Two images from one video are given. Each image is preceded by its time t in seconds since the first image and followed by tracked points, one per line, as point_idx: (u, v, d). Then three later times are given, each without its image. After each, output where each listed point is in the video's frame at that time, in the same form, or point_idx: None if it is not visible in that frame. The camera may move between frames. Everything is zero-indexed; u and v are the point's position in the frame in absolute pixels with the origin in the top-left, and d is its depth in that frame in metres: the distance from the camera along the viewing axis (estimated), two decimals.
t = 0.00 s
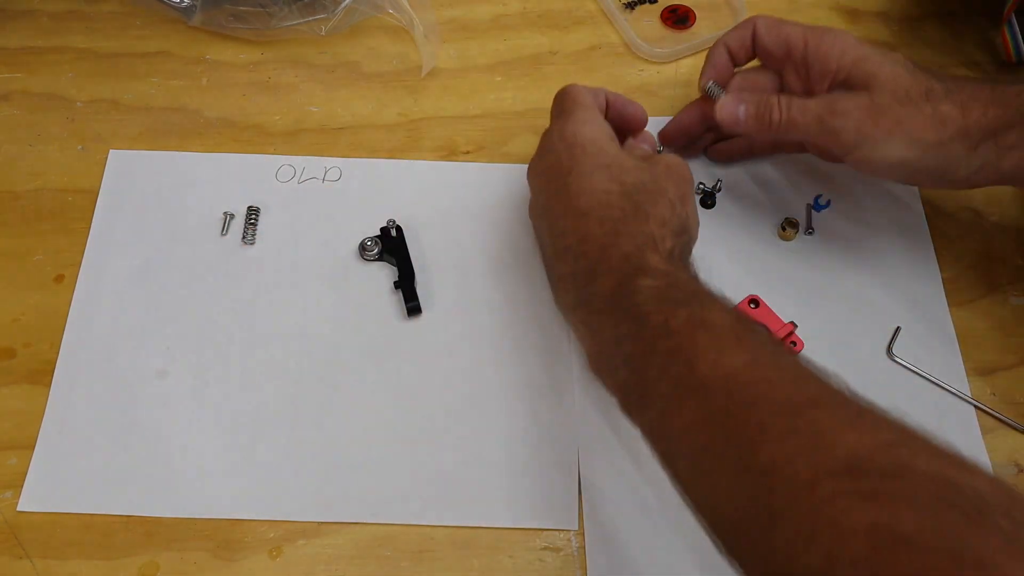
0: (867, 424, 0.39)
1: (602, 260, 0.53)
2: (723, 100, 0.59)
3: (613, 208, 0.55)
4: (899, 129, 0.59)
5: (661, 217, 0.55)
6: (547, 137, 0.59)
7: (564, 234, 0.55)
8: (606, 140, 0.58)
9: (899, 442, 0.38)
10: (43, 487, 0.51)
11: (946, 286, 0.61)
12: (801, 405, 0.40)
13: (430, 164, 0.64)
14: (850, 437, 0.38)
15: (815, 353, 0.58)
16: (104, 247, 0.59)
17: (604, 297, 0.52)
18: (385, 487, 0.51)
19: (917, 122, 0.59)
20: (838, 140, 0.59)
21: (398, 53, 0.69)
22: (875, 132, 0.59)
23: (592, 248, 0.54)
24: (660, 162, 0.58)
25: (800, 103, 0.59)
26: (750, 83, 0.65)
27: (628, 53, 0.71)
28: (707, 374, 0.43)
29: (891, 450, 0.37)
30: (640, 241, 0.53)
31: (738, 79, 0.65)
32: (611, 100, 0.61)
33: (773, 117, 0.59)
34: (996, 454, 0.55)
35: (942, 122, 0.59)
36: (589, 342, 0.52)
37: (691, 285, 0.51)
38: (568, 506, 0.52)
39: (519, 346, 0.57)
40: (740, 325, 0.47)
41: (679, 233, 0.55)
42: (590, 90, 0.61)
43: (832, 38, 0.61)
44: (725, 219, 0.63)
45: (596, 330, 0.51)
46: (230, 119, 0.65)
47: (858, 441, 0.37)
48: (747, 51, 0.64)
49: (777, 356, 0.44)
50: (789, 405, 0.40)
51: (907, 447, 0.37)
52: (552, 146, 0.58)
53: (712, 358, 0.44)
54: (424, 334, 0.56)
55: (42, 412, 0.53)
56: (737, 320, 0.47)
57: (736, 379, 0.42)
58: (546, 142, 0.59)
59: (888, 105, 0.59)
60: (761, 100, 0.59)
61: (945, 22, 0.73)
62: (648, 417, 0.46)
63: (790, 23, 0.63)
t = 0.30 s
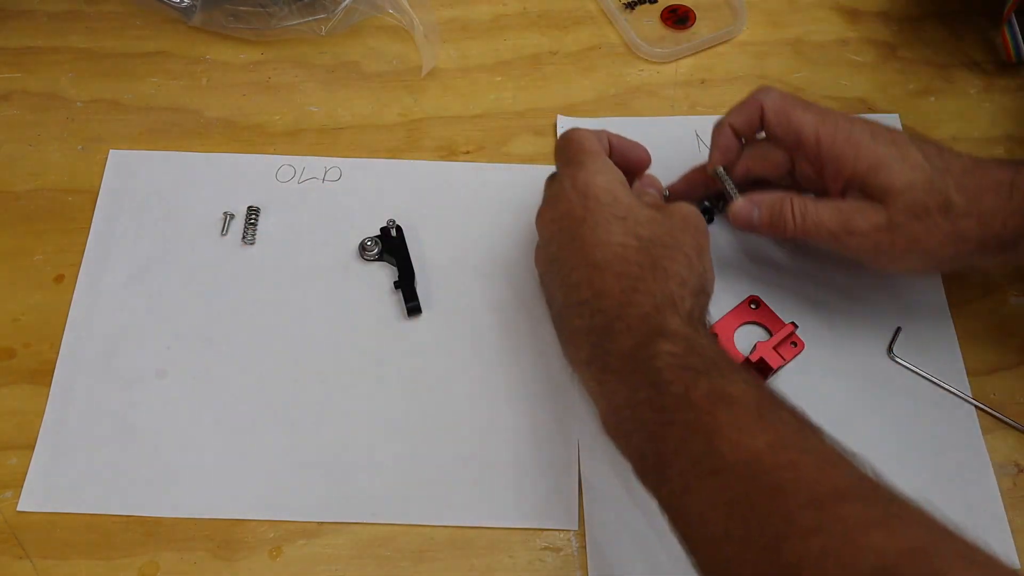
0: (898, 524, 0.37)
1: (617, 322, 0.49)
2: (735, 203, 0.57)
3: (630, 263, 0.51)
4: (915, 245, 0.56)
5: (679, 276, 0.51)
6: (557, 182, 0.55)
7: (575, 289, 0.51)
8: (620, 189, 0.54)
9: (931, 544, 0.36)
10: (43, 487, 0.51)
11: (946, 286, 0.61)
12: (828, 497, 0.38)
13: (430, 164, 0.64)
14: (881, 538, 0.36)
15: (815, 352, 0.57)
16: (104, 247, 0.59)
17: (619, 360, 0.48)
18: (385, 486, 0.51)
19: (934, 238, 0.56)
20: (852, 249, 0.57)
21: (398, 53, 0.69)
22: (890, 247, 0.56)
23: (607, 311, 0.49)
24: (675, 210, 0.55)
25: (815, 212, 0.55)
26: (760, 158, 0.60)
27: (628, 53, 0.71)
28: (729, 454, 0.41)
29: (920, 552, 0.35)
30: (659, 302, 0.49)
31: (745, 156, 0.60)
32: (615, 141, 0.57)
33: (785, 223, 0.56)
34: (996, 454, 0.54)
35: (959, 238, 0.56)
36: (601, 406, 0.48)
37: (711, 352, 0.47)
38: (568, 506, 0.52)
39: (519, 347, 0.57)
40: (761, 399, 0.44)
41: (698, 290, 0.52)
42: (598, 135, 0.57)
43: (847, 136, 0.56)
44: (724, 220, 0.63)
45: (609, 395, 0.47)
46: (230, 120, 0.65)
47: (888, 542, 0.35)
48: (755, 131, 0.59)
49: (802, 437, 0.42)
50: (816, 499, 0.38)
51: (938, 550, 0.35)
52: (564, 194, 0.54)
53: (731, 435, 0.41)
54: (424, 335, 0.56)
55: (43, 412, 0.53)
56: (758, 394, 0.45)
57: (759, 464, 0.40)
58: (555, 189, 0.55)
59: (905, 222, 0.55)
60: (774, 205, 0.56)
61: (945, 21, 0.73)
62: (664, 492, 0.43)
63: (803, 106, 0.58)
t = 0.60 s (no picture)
0: None
1: (632, 380, 0.46)
2: (757, 256, 0.54)
3: (646, 316, 0.47)
4: (941, 308, 0.53)
5: (697, 326, 0.48)
6: (568, 227, 0.52)
7: (586, 340, 0.48)
8: (634, 233, 0.51)
9: None
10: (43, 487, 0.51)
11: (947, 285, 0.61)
12: None
13: (430, 164, 0.64)
14: None
15: (816, 352, 0.57)
16: (104, 247, 0.59)
17: (632, 419, 0.45)
18: (385, 486, 0.51)
19: (962, 301, 0.53)
20: (874, 309, 0.55)
21: (398, 53, 0.69)
22: (913, 309, 0.54)
23: (621, 368, 0.46)
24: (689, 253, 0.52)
25: (837, 271, 0.53)
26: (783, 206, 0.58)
27: (628, 53, 0.71)
28: (747, 529, 0.40)
29: None
30: (676, 357, 0.46)
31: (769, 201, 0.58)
32: (627, 181, 0.55)
33: (808, 280, 0.54)
34: (997, 455, 0.54)
35: (987, 301, 0.53)
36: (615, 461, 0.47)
37: (730, 417, 0.45)
38: (568, 506, 0.52)
39: (519, 348, 0.57)
40: (783, 470, 0.43)
41: (715, 339, 0.49)
42: (611, 174, 0.54)
43: (877, 195, 0.53)
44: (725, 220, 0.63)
45: (627, 451, 0.45)
46: (230, 120, 0.65)
47: None
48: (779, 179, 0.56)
49: (824, 514, 0.41)
50: None
51: None
52: (576, 242, 0.51)
53: (750, 513, 0.40)
54: (424, 335, 0.56)
55: (43, 412, 0.53)
56: (778, 461, 0.43)
57: (779, 544, 0.39)
58: (566, 235, 0.52)
59: (933, 286, 0.52)
60: (794, 263, 0.54)
61: (945, 21, 0.73)
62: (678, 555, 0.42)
63: (832, 158, 0.55)
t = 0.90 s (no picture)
0: None
1: (638, 377, 0.47)
2: (733, 266, 0.55)
3: (647, 310, 0.48)
4: (911, 306, 0.54)
5: (699, 315, 0.49)
6: (553, 232, 0.53)
7: (591, 341, 0.49)
8: (619, 230, 0.52)
9: None
10: (44, 487, 0.51)
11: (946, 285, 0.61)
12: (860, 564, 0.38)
13: (430, 164, 0.64)
14: None
15: (815, 352, 0.57)
16: (104, 247, 0.59)
17: (645, 413, 0.46)
18: (386, 485, 0.51)
19: (931, 298, 0.54)
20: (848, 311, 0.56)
21: (398, 53, 0.69)
22: (885, 309, 0.55)
23: (626, 367, 0.47)
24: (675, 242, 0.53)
25: (807, 275, 0.54)
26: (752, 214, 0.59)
27: (628, 53, 0.71)
28: (762, 512, 0.41)
29: None
30: (680, 346, 0.47)
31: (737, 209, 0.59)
32: (601, 175, 0.56)
33: (780, 287, 0.55)
34: (997, 455, 0.54)
35: (954, 296, 0.54)
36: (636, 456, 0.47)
37: (737, 402, 0.46)
38: (568, 506, 0.52)
39: (519, 348, 0.57)
40: (794, 454, 0.44)
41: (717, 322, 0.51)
42: (581, 171, 0.55)
43: (838, 202, 0.54)
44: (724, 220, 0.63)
45: (644, 444, 0.46)
46: (230, 120, 0.65)
47: None
48: (743, 191, 0.57)
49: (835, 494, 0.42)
50: (849, 564, 0.38)
51: None
52: (564, 246, 0.51)
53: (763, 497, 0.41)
54: (424, 335, 0.56)
55: (43, 412, 0.53)
56: (787, 444, 0.44)
57: (792, 527, 0.40)
58: (553, 241, 0.52)
59: (901, 285, 0.53)
60: (766, 269, 0.55)
61: (945, 21, 0.73)
62: (702, 546, 0.43)
63: (792, 168, 0.56)
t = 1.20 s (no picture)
0: None
1: (673, 421, 0.46)
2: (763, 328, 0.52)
3: (680, 348, 0.47)
4: (949, 372, 0.51)
5: (734, 351, 0.48)
6: (579, 266, 0.51)
7: (622, 381, 0.48)
8: (644, 264, 0.50)
9: None
10: (43, 487, 0.51)
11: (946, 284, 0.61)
12: None
13: (430, 164, 0.64)
14: None
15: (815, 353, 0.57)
16: (104, 246, 0.59)
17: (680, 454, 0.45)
18: (385, 484, 0.51)
19: (972, 363, 0.51)
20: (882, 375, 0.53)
21: (398, 53, 0.69)
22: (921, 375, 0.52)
23: (660, 412, 0.46)
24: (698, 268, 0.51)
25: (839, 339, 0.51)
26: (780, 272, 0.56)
27: (628, 53, 0.71)
28: (802, 565, 0.40)
29: None
30: (716, 387, 0.46)
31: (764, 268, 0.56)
32: (619, 204, 0.55)
33: (811, 351, 0.52)
34: (996, 455, 0.54)
35: (996, 362, 0.51)
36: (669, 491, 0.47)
37: (777, 447, 0.45)
38: (568, 506, 0.52)
39: (519, 349, 0.57)
40: (833, 505, 0.43)
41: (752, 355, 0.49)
42: (601, 202, 0.54)
43: (874, 264, 0.52)
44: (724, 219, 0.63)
45: (681, 485, 0.46)
46: (230, 120, 0.65)
47: None
48: (775, 252, 0.55)
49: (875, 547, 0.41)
50: None
51: None
52: (587, 283, 0.50)
53: (801, 548, 0.41)
54: (423, 335, 0.56)
55: (43, 412, 0.53)
56: (826, 490, 0.44)
57: None
58: (580, 277, 0.51)
59: (940, 351, 0.51)
60: (797, 334, 0.52)
61: (946, 21, 0.73)
62: None
63: (826, 228, 0.53)
